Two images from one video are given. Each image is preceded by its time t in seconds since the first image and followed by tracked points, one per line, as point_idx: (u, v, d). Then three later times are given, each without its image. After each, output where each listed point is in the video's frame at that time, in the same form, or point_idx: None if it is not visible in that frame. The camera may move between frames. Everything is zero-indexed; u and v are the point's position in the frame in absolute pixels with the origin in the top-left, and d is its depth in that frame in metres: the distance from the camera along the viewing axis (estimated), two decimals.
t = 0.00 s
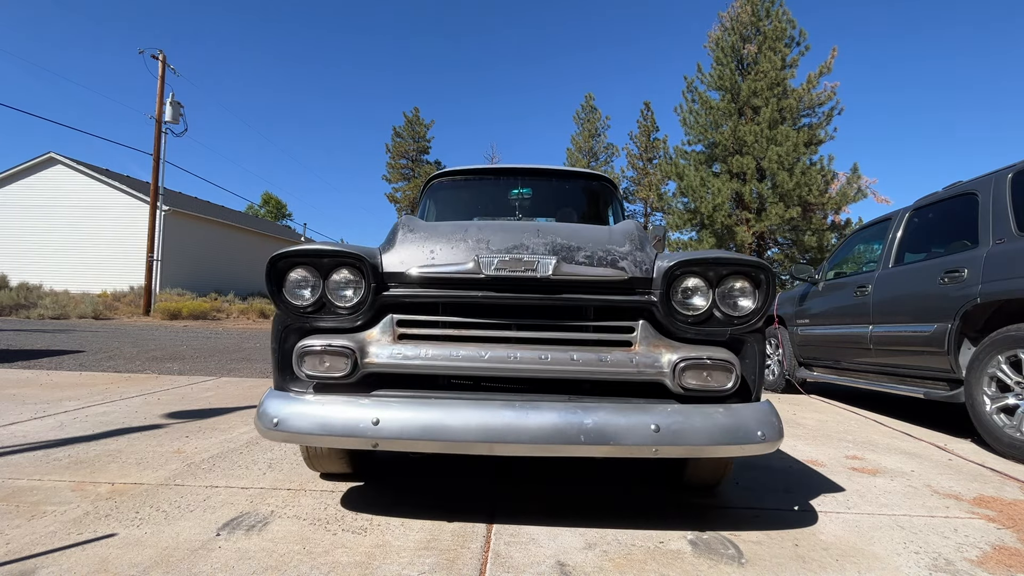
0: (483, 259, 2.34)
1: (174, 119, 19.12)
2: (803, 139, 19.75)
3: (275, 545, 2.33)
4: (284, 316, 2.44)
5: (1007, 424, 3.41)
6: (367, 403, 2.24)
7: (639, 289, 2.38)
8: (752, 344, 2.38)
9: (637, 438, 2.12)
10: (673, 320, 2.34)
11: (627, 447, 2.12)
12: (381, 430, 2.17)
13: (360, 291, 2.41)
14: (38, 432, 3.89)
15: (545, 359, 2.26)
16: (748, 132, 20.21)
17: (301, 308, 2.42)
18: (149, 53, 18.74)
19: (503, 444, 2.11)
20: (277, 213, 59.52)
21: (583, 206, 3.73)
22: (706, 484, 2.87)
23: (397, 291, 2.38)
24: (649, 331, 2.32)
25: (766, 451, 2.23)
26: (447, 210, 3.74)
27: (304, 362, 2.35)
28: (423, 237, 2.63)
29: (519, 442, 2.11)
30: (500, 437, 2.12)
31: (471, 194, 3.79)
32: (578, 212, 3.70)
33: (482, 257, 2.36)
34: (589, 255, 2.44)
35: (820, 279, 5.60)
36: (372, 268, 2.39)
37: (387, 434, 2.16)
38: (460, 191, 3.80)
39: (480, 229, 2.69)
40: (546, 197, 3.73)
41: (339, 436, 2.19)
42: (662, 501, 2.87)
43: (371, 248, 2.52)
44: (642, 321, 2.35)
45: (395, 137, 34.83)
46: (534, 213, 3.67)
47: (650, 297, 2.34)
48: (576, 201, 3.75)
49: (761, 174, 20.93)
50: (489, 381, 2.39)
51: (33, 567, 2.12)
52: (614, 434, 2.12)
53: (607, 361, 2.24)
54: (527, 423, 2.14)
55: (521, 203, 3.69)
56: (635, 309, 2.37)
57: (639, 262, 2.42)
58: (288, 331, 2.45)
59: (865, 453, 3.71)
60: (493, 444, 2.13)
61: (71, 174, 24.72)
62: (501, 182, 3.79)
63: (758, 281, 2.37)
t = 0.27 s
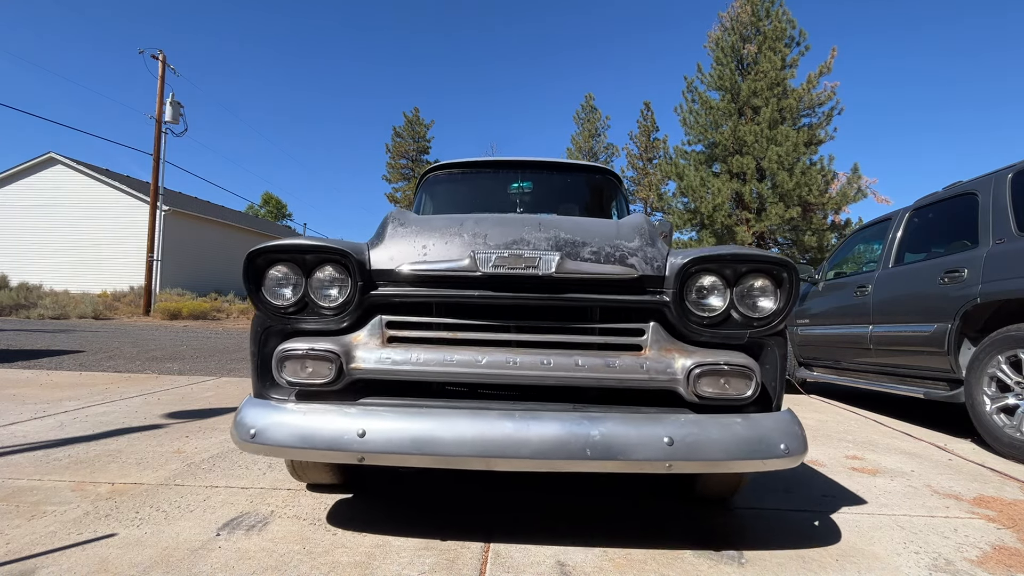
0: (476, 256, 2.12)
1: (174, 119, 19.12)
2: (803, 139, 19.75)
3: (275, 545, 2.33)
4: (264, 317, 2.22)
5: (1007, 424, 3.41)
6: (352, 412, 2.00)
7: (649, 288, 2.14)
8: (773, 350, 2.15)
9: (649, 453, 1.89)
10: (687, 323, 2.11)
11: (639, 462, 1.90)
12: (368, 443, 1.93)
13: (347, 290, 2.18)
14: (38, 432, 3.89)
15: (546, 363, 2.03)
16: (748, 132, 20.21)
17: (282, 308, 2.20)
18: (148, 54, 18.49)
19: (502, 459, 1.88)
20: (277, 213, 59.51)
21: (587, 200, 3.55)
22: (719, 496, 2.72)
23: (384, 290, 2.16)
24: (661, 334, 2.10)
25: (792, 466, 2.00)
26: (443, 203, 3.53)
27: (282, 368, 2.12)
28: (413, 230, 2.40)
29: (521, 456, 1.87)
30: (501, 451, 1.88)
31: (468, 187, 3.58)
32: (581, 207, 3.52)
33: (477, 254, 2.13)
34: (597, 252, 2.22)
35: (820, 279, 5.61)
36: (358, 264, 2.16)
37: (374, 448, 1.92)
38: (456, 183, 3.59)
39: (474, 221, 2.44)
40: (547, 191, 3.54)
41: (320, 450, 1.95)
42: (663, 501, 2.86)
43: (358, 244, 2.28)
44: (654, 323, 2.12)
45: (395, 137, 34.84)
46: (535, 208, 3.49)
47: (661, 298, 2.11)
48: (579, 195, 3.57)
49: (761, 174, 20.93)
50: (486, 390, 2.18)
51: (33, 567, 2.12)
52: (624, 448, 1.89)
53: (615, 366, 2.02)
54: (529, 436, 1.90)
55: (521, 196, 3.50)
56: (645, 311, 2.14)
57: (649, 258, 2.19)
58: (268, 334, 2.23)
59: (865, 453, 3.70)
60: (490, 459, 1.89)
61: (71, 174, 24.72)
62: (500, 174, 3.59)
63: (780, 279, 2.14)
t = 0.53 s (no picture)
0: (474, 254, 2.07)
1: (174, 119, 19.12)
2: (803, 139, 19.76)
3: (275, 545, 2.33)
4: (247, 319, 2.16)
5: (1007, 424, 3.42)
6: (341, 421, 1.93)
7: (656, 287, 2.10)
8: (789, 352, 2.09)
9: (657, 464, 1.83)
10: (698, 323, 2.06)
11: (647, 474, 1.82)
12: (356, 453, 1.86)
13: (335, 290, 2.14)
14: (38, 432, 3.89)
15: (547, 368, 2.01)
16: (748, 132, 20.20)
17: (266, 310, 2.14)
18: (148, 54, 18.42)
19: (501, 471, 1.82)
20: (277, 213, 59.49)
21: (588, 193, 3.54)
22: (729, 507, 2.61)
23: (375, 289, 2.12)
24: (669, 336, 2.06)
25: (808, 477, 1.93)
26: (442, 198, 3.52)
27: (268, 373, 2.07)
28: (409, 227, 2.35)
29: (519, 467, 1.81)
30: (498, 462, 1.82)
31: (467, 181, 3.57)
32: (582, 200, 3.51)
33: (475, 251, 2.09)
34: (600, 250, 2.18)
35: (820, 279, 5.61)
36: (347, 262, 2.11)
37: (364, 458, 1.85)
38: (455, 178, 3.58)
39: (473, 216, 2.40)
40: (547, 185, 3.53)
41: (306, 461, 1.89)
42: (663, 501, 2.86)
43: (347, 240, 2.23)
44: (661, 324, 2.08)
45: (395, 137, 34.85)
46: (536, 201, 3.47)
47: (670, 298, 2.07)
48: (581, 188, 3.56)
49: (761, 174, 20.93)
50: (482, 396, 2.12)
51: (33, 567, 2.12)
52: (631, 459, 1.83)
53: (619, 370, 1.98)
54: (529, 446, 1.83)
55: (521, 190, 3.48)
56: (652, 312, 2.09)
57: (657, 255, 2.15)
58: (251, 336, 2.17)
59: (865, 453, 3.70)
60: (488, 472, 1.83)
61: (71, 174, 24.72)
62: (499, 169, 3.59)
63: (796, 278, 2.08)
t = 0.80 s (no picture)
0: (472, 251, 2.06)
1: (174, 119, 19.13)
2: (803, 139, 19.76)
3: (275, 545, 2.33)
4: (233, 319, 2.15)
5: (1007, 424, 3.42)
6: (327, 428, 1.86)
7: (665, 286, 2.09)
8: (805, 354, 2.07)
9: (667, 476, 1.75)
10: (709, 323, 2.05)
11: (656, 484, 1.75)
12: (343, 463, 1.80)
13: (323, 290, 2.13)
14: (38, 432, 3.89)
15: (549, 371, 1.98)
16: (748, 132, 20.20)
17: (252, 309, 2.13)
18: (149, 53, 18.52)
19: (500, 483, 1.75)
20: (277, 213, 59.50)
21: (590, 189, 3.54)
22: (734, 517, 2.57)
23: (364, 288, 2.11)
24: (679, 337, 2.04)
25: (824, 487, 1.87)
26: (442, 194, 3.51)
27: (253, 377, 2.05)
28: (405, 222, 2.31)
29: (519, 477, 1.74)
30: (494, 473, 1.75)
31: (467, 178, 3.56)
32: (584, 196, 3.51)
33: (472, 248, 2.07)
34: (605, 246, 2.17)
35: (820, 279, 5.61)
36: (336, 258, 2.10)
37: (353, 469, 1.79)
38: (454, 175, 3.58)
39: (471, 211, 2.38)
40: (549, 181, 3.53)
41: (291, 471, 1.82)
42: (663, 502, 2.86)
43: (335, 237, 2.21)
44: (670, 325, 2.06)
45: (395, 137, 34.86)
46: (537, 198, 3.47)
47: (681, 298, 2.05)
48: (582, 185, 3.56)
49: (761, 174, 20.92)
50: (479, 401, 2.11)
51: (33, 567, 2.12)
52: (638, 470, 1.76)
53: (626, 373, 1.96)
54: (528, 455, 1.76)
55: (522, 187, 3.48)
56: (661, 312, 2.08)
57: (666, 252, 2.13)
58: (237, 337, 2.16)
59: (865, 453, 3.70)
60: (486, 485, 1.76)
61: (70, 174, 24.74)
62: (498, 166, 3.59)
63: (813, 277, 2.06)
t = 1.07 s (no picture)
0: (467, 246, 2.04)
1: (174, 119, 19.14)
2: (803, 139, 19.77)
3: (275, 545, 2.33)
4: (213, 320, 2.13)
5: (1007, 424, 3.42)
6: (315, 438, 1.81)
7: (675, 285, 2.09)
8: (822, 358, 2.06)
9: (678, 490, 1.71)
10: (724, 322, 2.05)
11: (665, 498, 1.71)
12: (330, 476, 1.75)
13: (307, 290, 2.12)
14: (38, 432, 3.89)
15: (549, 377, 1.98)
16: (748, 132, 20.20)
17: (233, 310, 2.12)
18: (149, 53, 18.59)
19: (497, 496, 1.70)
20: (277, 213, 59.51)
21: (590, 185, 3.55)
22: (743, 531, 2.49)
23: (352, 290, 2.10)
24: (689, 339, 2.04)
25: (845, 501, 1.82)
26: (442, 190, 3.51)
27: (234, 382, 2.04)
28: (396, 217, 2.30)
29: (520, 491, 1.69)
30: (489, 486, 1.70)
31: (466, 174, 3.57)
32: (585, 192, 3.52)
33: (468, 244, 2.05)
34: (611, 243, 2.16)
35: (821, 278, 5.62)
36: (322, 255, 2.08)
37: (341, 480, 1.74)
38: (453, 170, 3.58)
39: (467, 206, 2.37)
40: (549, 177, 3.53)
41: (272, 483, 1.78)
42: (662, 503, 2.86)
43: (324, 233, 2.19)
44: (679, 328, 2.07)
45: (395, 137, 34.87)
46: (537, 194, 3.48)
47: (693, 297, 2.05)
48: (583, 182, 3.57)
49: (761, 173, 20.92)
50: (476, 407, 2.11)
51: (33, 567, 2.12)
52: (645, 482, 1.72)
53: (634, 377, 1.96)
54: (529, 468, 1.72)
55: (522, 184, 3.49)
56: (670, 313, 2.07)
57: (676, 249, 2.12)
58: (218, 338, 2.15)
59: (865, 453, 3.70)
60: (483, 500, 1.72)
61: (70, 174, 24.75)
62: (499, 161, 3.60)
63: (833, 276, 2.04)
